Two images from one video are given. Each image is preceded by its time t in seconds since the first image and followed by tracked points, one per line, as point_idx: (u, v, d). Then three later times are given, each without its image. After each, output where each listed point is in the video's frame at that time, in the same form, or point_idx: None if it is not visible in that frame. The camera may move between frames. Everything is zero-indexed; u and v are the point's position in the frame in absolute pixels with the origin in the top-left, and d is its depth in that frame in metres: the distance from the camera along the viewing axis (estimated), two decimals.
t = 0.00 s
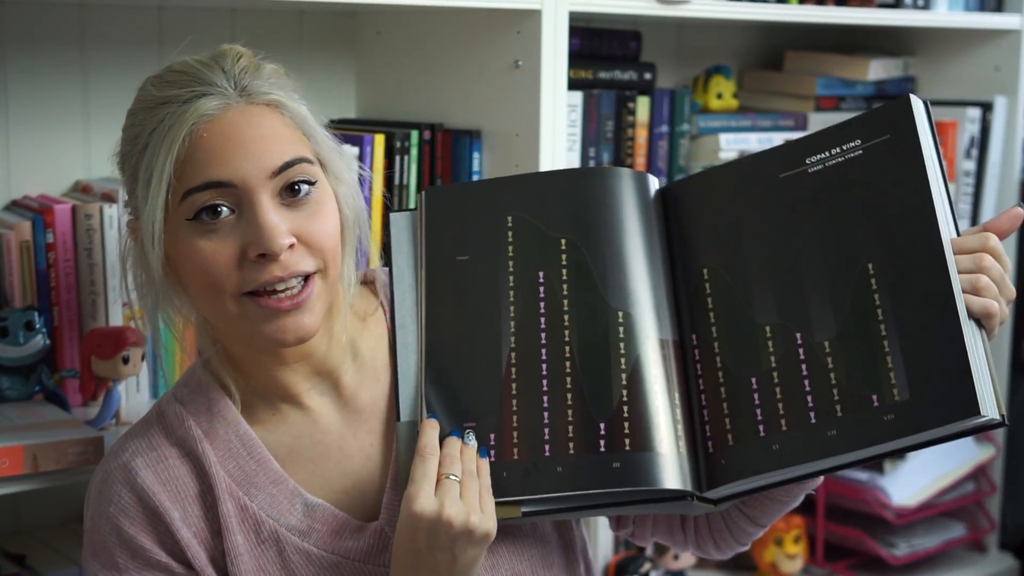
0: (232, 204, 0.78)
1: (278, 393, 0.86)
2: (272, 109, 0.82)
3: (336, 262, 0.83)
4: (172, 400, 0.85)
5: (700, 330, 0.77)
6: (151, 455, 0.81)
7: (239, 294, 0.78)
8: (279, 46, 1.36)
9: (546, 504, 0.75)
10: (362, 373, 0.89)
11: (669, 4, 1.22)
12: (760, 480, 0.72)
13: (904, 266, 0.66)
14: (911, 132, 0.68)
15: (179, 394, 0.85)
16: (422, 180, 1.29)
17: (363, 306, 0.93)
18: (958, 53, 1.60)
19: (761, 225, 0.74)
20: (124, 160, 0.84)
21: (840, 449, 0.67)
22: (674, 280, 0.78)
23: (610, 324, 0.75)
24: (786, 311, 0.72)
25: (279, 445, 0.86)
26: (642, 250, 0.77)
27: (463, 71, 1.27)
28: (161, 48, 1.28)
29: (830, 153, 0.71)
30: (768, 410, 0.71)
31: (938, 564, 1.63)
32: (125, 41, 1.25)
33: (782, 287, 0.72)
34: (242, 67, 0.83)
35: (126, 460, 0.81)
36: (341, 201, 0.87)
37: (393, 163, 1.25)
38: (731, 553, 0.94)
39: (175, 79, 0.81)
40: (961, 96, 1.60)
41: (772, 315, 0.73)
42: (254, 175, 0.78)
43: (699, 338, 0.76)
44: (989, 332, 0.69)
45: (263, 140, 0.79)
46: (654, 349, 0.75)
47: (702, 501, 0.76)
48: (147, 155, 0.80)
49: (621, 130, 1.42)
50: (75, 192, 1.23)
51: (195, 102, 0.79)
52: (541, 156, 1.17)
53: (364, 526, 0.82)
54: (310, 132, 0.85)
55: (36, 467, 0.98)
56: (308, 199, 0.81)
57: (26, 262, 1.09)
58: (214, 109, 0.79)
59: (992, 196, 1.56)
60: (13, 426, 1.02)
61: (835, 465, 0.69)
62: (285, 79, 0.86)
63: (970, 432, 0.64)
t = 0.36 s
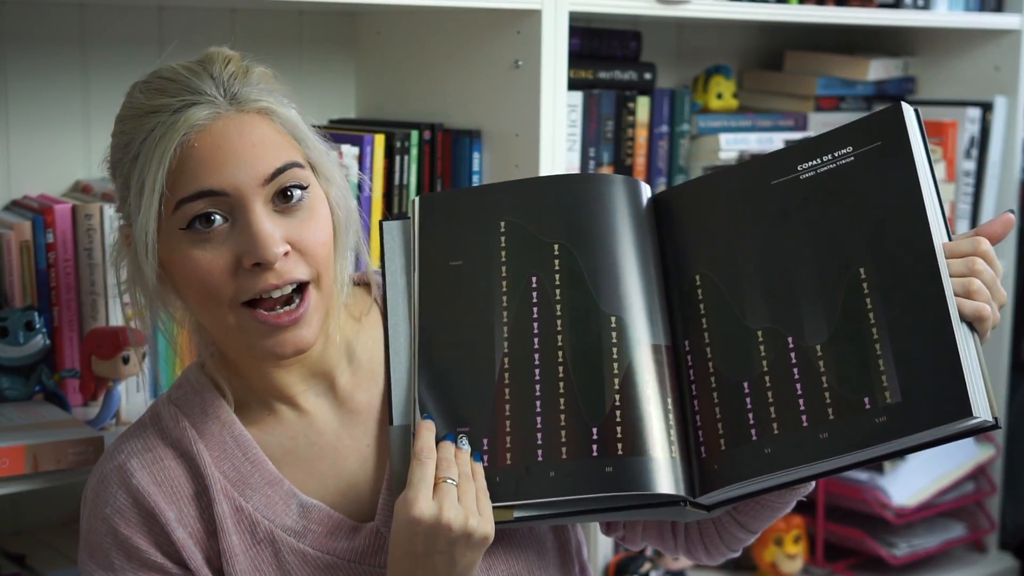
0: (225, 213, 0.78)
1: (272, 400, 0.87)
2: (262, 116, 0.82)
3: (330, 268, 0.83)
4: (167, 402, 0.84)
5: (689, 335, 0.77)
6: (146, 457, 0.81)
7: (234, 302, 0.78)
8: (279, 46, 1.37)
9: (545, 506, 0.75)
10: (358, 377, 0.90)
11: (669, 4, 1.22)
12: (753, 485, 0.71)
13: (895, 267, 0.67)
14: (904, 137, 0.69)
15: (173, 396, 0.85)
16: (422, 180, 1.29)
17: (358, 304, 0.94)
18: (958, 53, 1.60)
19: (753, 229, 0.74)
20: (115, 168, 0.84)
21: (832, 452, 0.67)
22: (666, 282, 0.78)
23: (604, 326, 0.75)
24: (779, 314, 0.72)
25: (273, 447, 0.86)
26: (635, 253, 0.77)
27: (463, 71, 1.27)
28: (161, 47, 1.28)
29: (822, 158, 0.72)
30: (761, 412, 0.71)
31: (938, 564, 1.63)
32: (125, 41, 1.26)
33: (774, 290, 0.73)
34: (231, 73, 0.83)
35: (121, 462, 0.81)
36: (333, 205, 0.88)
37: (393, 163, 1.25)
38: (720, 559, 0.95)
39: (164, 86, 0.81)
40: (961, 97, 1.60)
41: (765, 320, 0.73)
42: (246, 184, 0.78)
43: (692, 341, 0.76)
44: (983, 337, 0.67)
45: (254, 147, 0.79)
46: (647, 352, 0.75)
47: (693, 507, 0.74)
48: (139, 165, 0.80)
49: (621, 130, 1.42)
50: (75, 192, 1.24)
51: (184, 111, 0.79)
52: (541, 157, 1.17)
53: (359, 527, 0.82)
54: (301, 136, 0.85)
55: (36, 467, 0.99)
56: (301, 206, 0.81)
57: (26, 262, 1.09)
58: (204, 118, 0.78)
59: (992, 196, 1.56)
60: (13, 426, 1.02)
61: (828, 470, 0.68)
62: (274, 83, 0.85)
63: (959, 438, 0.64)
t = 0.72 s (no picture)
0: (270, 200, 0.78)
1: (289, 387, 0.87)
2: (304, 105, 0.82)
3: (365, 254, 0.83)
4: (186, 391, 0.85)
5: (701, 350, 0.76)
6: (169, 440, 0.82)
7: (279, 287, 0.78)
8: (279, 46, 1.37)
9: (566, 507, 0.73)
10: (375, 368, 0.89)
11: (669, 4, 1.22)
12: (760, 494, 0.70)
13: (904, 278, 0.67)
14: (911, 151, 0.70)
15: (193, 385, 0.86)
16: (422, 180, 1.29)
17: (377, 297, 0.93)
18: (958, 53, 1.60)
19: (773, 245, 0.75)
20: (151, 155, 0.84)
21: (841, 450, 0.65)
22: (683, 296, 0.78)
23: (620, 330, 0.73)
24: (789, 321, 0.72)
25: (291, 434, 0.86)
26: (652, 267, 0.77)
27: (463, 72, 1.27)
28: (161, 48, 1.28)
29: (837, 176, 0.73)
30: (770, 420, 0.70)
31: (938, 564, 1.63)
32: (125, 41, 1.25)
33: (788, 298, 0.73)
34: (270, 63, 0.83)
35: (146, 445, 0.82)
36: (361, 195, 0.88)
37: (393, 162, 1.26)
38: (722, 569, 0.94)
39: (205, 75, 0.81)
40: (961, 97, 1.60)
41: (775, 332, 0.72)
42: (292, 171, 0.77)
43: (704, 356, 0.76)
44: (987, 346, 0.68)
45: (301, 134, 0.79)
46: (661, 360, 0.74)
47: (696, 517, 0.74)
48: (181, 152, 0.80)
49: (621, 130, 1.42)
50: (75, 192, 1.23)
51: (229, 99, 0.79)
52: (541, 158, 1.17)
53: (379, 520, 0.83)
54: (337, 127, 0.85)
55: (36, 467, 0.98)
56: (342, 192, 0.81)
57: (26, 262, 1.09)
58: (249, 106, 0.78)
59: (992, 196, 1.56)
60: (13, 426, 1.02)
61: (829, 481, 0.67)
62: (309, 74, 0.86)
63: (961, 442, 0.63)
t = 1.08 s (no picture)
0: (334, 174, 0.78)
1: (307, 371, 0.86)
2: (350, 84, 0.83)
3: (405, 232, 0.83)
4: (217, 369, 0.84)
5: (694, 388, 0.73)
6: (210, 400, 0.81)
7: (347, 261, 0.78)
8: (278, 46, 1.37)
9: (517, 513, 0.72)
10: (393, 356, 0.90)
11: (669, 4, 1.22)
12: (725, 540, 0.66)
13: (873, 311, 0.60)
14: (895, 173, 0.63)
15: (223, 363, 0.85)
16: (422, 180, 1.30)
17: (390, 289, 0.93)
18: (958, 52, 1.60)
19: (763, 279, 0.70)
20: (191, 138, 0.81)
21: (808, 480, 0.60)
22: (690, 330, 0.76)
23: (613, 357, 0.73)
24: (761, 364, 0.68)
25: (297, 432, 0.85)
26: (654, 300, 0.75)
27: (463, 72, 1.27)
28: (161, 47, 1.28)
29: (825, 211, 0.68)
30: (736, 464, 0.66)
31: (938, 564, 1.63)
32: (125, 41, 1.26)
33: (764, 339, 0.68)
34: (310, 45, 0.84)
35: (188, 404, 0.81)
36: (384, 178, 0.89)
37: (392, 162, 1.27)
38: None
39: (252, 56, 0.81)
40: (961, 96, 1.60)
41: (756, 371, 0.68)
42: (354, 144, 0.78)
43: (696, 394, 0.73)
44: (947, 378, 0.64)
45: (359, 110, 0.80)
46: (653, 390, 0.72)
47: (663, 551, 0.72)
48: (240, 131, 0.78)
49: (621, 130, 1.42)
50: (75, 192, 1.23)
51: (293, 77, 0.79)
52: (541, 158, 1.17)
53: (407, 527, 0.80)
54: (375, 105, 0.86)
55: (36, 467, 0.98)
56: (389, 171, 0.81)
57: (26, 262, 1.09)
58: (313, 82, 0.79)
59: (992, 196, 1.56)
60: (13, 426, 1.02)
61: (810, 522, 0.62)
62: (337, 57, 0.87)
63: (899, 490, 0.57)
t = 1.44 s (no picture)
0: (268, 199, 0.77)
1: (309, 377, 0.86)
2: (304, 102, 0.81)
3: (373, 247, 0.82)
4: (213, 372, 0.84)
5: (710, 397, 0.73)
6: (209, 404, 0.81)
7: (282, 286, 0.78)
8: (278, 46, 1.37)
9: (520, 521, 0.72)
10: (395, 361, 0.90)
11: (669, 4, 1.22)
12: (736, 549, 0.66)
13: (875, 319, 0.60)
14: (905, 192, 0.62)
15: (218, 368, 0.84)
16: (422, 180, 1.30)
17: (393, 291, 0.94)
18: (958, 53, 1.60)
19: (774, 290, 0.70)
20: (159, 152, 0.84)
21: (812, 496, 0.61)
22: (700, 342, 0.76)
23: (626, 366, 0.73)
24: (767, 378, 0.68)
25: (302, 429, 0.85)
26: (664, 307, 0.75)
27: (463, 72, 1.27)
28: (161, 48, 1.28)
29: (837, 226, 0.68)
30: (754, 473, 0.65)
31: (938, 563, 1.63)
32: (126, 41, 1.26)
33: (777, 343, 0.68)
34: (272, 57, 0.83)
35: (188, 407, 0.81)
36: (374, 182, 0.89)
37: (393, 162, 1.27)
38: None
39: (207, 73, 0.81)
40: (961, 97, 1.60)
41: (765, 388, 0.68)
42: (287, 172, 0.77)
43: (703, 406, 0.73)
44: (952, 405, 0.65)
45: (297, 132, 0.78)
46: (665, 401, 0.72)
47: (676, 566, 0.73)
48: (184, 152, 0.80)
49: (621, 130, 1.42)
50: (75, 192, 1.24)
51: (227, 101, 0.78)
52: (540, 158, 1.17)
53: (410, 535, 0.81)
54: (342, 120, 0.84)
55: (36, 466, 0.98)
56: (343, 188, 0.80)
57: (26, 262, 1.09)
58: (246, 108, 0.78)
59: (992, 196, 1.56)
60: (13, 426, 1.02)
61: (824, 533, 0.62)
62: (316, 64, 0.85)
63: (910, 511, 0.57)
